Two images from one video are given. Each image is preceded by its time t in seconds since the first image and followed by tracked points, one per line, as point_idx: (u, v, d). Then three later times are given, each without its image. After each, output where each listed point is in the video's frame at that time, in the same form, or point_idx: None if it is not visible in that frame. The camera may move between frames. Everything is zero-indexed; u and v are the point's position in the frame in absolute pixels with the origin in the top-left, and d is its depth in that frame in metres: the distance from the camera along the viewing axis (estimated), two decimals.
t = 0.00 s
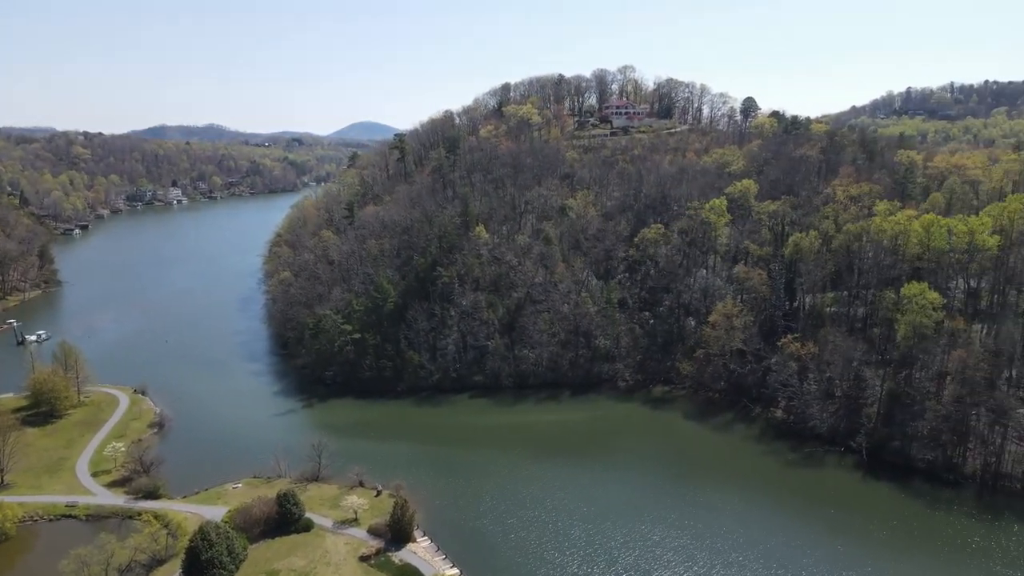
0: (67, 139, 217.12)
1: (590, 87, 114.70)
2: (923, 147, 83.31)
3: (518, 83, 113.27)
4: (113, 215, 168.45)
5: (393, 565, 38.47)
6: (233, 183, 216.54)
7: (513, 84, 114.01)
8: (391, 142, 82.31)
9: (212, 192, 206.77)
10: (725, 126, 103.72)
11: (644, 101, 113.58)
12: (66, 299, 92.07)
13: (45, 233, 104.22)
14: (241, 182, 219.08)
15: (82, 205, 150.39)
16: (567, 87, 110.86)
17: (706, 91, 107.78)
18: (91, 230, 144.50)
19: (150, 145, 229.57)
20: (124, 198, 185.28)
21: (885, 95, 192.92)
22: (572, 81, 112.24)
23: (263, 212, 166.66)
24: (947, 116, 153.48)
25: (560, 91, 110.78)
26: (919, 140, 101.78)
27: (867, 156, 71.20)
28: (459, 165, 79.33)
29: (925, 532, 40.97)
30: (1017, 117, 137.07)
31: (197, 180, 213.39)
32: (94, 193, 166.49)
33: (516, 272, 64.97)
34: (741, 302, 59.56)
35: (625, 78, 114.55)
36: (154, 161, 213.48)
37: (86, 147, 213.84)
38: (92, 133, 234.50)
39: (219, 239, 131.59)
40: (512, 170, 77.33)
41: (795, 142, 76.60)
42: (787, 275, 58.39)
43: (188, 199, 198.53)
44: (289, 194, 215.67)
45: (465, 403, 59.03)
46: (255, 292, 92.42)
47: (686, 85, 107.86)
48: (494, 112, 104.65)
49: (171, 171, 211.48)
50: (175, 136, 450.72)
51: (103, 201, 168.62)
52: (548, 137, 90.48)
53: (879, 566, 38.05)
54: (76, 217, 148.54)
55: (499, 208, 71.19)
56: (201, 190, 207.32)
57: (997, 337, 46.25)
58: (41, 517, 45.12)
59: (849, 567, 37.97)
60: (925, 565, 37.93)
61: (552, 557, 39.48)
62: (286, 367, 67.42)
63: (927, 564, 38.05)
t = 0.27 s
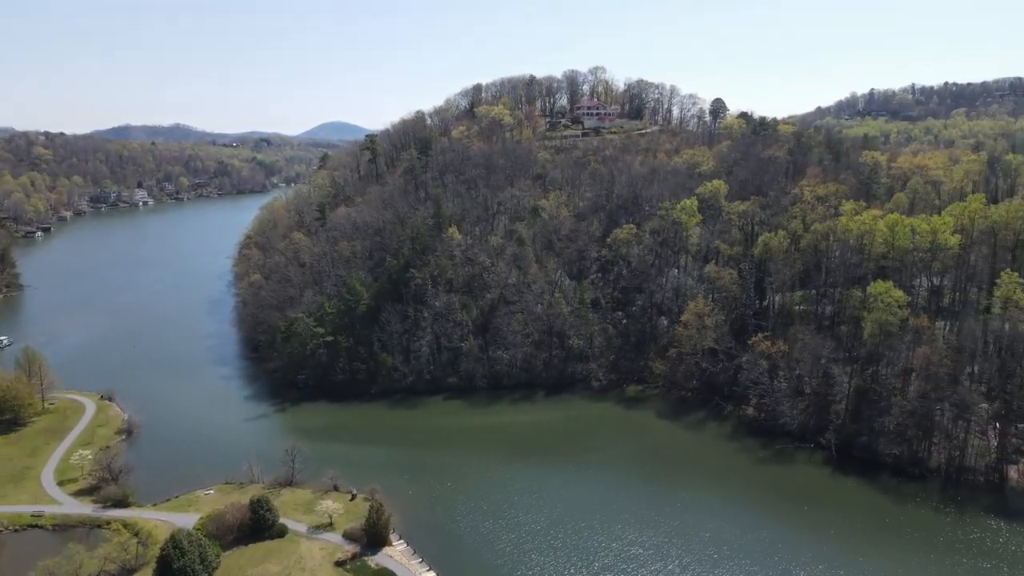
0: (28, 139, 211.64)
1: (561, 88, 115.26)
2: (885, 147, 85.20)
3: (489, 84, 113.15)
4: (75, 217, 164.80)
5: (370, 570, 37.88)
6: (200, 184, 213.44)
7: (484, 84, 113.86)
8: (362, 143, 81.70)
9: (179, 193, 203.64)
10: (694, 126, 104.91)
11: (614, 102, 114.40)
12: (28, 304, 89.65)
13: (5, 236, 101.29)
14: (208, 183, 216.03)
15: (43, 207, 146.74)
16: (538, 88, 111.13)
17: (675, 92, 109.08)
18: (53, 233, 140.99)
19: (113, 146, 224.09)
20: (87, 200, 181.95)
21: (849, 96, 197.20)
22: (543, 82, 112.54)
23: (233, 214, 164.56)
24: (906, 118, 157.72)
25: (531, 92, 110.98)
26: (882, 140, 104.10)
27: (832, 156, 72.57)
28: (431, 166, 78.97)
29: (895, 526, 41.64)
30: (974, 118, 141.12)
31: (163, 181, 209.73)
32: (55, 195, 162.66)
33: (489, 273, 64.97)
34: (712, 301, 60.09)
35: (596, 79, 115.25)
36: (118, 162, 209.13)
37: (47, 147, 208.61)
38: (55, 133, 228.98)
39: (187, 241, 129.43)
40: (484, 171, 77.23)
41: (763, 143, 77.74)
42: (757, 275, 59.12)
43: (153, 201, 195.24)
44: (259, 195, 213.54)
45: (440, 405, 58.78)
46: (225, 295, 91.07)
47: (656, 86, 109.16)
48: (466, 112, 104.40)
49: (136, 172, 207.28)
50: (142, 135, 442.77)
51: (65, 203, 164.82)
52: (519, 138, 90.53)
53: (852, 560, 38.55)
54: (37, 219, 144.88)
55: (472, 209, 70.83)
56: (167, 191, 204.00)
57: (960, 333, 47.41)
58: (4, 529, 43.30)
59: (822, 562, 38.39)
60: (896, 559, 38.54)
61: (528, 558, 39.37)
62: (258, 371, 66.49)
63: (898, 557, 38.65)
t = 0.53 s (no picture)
0: None
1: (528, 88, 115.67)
2: (844, 148, 87.26)
3: (456, 85, 112.83)
4: (29, 220, 160.13)
5: None
6: (161, 185, 209.37)
7: (451, 85, 113.45)
8: (328, 144, 80.88)
9: (139, 195, 199.55)
10: (660, 127, 106.08)
11: (581, 103, 115.10)
12: None
13: None
14: (170, 184, 211.99)
15: None
16: (505, 89, 111.21)
17: (641, 93, 110.36)
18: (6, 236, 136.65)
19: (69, 146, 217.69)
20: (44, 201, 178.38)
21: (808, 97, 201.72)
22: (510, 83, 112.69)
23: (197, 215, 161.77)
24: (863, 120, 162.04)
25: (498, 93, 111.00)
26: (842, 141, 106.59)
27: (795, 157, 74.01)
28: (399, 167, 78.44)
29: (862, 520, 42.37)
30: (928, 120, 145.55)
31: (122, 182, 205.03)
32: (8, 197, 157.81)
33: (458, 275, 64.81)
34: (680, 300, 60.61)
35: (562, 80, 115.85)
36: (76, 163, 203.71)
37: None
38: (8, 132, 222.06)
39: (149, 244, 126.69)
40: (452, 172, 76.96)
41: (727, 143, 78.90)
42: (723, 274, 59.82)
43: (112, 203, 190.97)
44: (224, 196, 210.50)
45: (410, 408, 58.44)
46: (189, 299, 89.32)
47: (622, 87, 110.35)
48: (433, 113, 103.94)
49: (94, 173, 202.13)
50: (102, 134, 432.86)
51: (18, 206, 160.09)
52: (487, 139, 90.44)
53: (822, 555, 39.09)
54: None
55: (440, 210, 70.69)
56: (127, 193, 199.73)
57: (919, 329, 48.73)
58: None
59: (792, 558, 38.89)
60: (865, 552, 39.19)
61: (502, 561, 39.20)
62: (224, 375, 65.32)
63: (867, 551, 39.32)
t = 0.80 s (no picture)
0: None
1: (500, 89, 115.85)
2: (811, 149, 88.91)
3: (427, 85, 112.42)
4: None
5: None
6: (126, 187, 205.43)
7: (422, 86, 112.95)
8: (299, 145, 80.10)
9: (104, 197, 195.61)
10: (632, 128, 107.00)
11: (553, 103, 115.59)
12: None
13: None
14: (135, 185, 208.02)
15: None
16: (477, 90, 111.14)
17: (612, 94, 111.33)
18: None
19: (31, 146, 212.53)
20: (3, 203, 174.02)
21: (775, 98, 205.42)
22: (482, 83, 112.68)
23: (165, 217, 159.13)
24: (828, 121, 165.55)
25: (470, 94, 110.88)
26: (809, 142, 108.63)
27: (764, 158, 75.15)
28: (371, 168, 77.84)
29: (837, 515, 42.91)
30: (891, 121, 149.12)
31: (86, 184, 200.59)
32: None
33: (432, 276, 64.54)
34: (653, 300, 60.95)
35: (534, 81, 116.31)
36: (37, 164, 198.73)
37: None
38: None
39: (116, 246, 124.20)
40: (425, 173, 76.62)
41: (698, 144, 79.77)
42: (696, 274, 60.21)
43: (74, 205, 186.88)
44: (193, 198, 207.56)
45: (385, 410, 58.04)
46: (158, 302, 87.73)
47: (593, 88, 111.22)
48: (405, 113, 103.40)
49: (57, 174, 197.42)
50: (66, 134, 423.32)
51: None
52: (459, 139, 90.27)
53: (799, 551, 39.49)
54: None
55: (414, 212, 70.61)
56: (91, 195, 195.74)
57: (886, 326, 49.66)
58: None
59: (767, 554, 39.25)
60: (840, 547, 39.66)
61: (481, 563, 38.97)
62: (195, 380, 64.22)
63: (842, 546, 39.82)
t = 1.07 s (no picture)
0: None
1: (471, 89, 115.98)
2: (778, 149, 90.42)
3: (398, 85, 111.87)
4: None
5: None
6: (90, 188, 201.14)
7: (393, 86, 112.32)
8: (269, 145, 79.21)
9: (67, 199, 191.34)
10: (603, 128, 107.85)
11: (525, 104, 115.96)
12: None
13: None
14: (99, 186, 203.72)
15: None
16: (448, 90, 110.90)
17: (583, 95, 112.18)
18: None
19: None
20: None
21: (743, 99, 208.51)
22: (453, 83, 112.50)
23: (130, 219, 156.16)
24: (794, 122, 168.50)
25: (442, 94, 110.60)
26: (777, 142, 110.55)
27: (733, 158, 76.23)
28: (343, 168, 77.20)
29: (811, 510, 43.44)
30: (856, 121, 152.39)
31: (47, 185, 195.86)
32: None
33: (405, 278, 64.18)
34: (626, 300, 61.21)
35: (505, 81, 116.67)
36: None
37: None
38: None
39: (80, 249, 121.42)
40: (397, 174, 76.26)
41: (669, 145, 80.61)
42: (668, 273, 60.31)
43: (35, 207, 182.43)
44: (160, 199, 204.16)
45: (360, 414, 57.60)
46: (125, 305, 85.97)
47: (565, 89, 111.93)
48: (376, 114, 102.76)
49: (17, 175, 192.39)
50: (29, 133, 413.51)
51: None
52: (431, 140, 90.10)
53: (774, 546, 39.89)
54: None
55: (386, 213, 70.25)
56: (53, 197, 191.36)
57: (853, 324, 50.60)
58: None
59: (743, 551, 39.53)
60: (815, 542, 40.13)
61: (460, 566, 38.66)
62: (164, 385, 63.04)
63: (817, 541, 40.32)
